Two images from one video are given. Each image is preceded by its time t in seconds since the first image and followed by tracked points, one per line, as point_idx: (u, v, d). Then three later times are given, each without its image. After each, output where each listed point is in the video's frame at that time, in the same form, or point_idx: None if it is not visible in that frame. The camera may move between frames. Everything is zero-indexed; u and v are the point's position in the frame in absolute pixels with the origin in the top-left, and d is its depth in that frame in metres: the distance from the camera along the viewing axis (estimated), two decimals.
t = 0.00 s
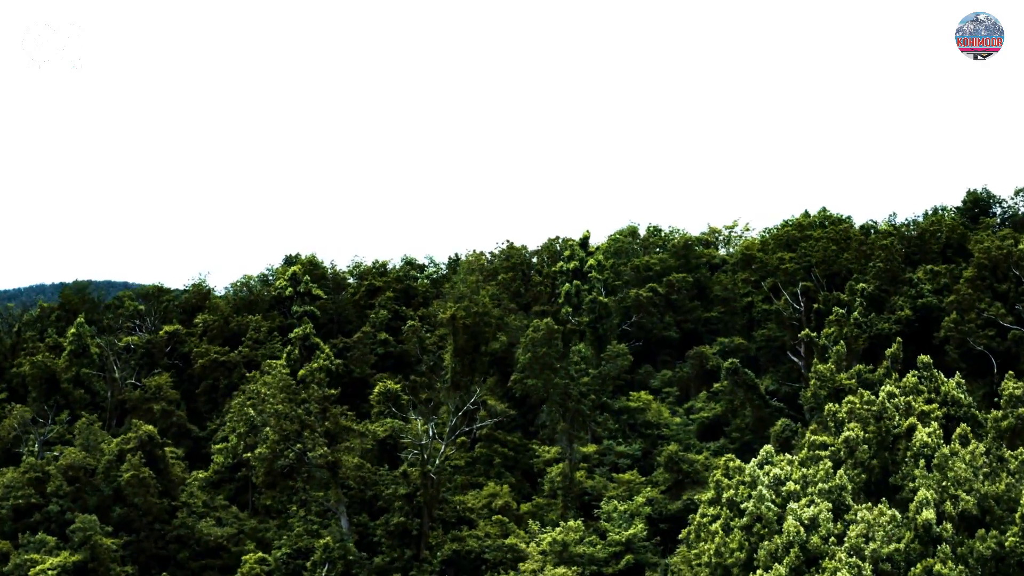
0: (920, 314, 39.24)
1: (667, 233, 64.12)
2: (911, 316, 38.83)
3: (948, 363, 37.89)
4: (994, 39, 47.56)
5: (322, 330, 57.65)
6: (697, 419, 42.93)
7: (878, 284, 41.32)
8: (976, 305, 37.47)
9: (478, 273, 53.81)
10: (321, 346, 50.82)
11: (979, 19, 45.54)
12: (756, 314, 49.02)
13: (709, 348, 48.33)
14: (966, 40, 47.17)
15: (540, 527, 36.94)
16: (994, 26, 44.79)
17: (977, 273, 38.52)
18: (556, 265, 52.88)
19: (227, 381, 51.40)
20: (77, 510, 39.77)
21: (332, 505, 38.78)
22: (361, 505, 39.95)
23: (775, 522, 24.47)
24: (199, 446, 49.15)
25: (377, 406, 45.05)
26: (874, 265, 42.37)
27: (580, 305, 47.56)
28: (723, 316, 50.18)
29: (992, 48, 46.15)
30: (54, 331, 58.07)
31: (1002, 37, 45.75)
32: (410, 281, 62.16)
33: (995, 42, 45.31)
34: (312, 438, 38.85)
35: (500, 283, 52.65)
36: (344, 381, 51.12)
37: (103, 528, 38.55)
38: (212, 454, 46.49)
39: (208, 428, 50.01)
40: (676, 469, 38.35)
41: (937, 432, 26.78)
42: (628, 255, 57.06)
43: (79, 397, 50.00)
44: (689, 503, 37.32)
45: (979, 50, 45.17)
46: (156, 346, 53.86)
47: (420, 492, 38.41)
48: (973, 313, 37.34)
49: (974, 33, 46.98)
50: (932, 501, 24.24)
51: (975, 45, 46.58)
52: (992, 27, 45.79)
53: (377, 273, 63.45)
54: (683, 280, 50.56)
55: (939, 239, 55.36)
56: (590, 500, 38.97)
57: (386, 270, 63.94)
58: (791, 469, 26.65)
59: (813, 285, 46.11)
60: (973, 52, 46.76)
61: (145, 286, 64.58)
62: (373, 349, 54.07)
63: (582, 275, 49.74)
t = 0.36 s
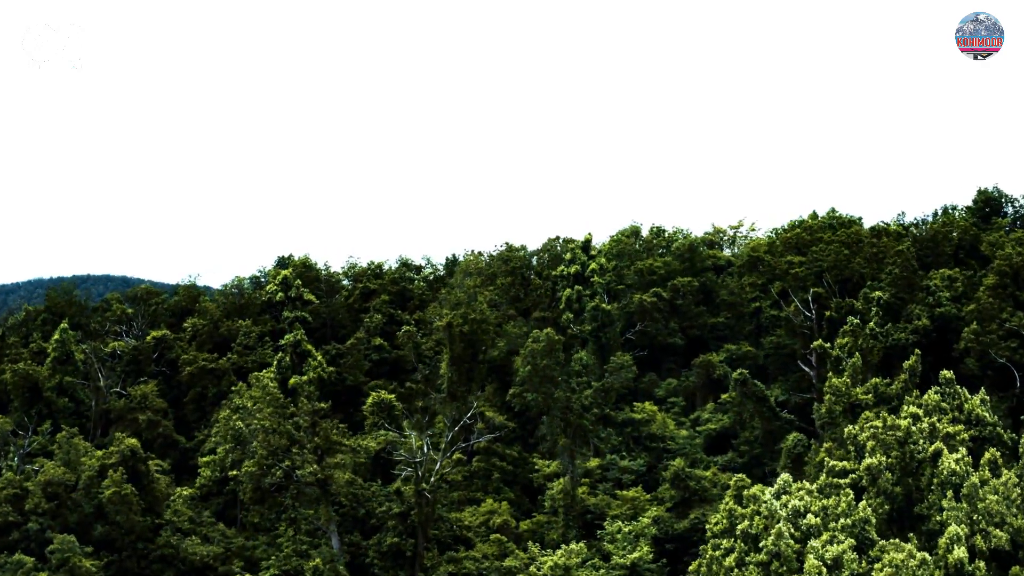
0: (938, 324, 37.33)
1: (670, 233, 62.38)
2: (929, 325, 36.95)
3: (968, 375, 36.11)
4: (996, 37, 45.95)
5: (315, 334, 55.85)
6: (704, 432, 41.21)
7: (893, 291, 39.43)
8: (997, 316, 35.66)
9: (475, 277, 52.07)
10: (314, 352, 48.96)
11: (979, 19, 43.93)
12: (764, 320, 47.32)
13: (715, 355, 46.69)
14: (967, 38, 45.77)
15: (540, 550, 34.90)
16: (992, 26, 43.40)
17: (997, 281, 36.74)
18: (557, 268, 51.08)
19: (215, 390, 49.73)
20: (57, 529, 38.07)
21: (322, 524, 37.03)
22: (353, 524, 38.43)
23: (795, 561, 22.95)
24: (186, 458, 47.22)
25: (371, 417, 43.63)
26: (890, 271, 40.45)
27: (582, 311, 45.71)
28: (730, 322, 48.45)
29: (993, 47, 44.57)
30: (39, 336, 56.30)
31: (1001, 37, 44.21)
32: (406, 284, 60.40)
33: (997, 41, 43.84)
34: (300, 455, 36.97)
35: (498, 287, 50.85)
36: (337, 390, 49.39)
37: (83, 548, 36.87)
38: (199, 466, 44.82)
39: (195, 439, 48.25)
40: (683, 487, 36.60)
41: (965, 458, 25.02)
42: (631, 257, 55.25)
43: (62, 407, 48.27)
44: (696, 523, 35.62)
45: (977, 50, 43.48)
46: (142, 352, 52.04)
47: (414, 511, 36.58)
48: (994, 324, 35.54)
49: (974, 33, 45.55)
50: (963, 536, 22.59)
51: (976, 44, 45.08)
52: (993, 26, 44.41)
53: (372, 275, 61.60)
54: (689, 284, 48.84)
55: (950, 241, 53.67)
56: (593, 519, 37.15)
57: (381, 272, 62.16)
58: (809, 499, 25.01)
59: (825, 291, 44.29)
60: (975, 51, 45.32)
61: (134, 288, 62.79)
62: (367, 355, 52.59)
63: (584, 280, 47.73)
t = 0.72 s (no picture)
0: (960, 337, 35.24)
1: (674, 235, 60.40)
2: (952, 338, 34.91)
3: (994, 391, 34.07)
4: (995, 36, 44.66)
5: (307, 342, 53.91)
6: (712, 448, 39.16)
7: (913, 302, 37.29)
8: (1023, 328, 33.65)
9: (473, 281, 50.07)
10: (304, 361, 47.03)
11: (980, 19, 42.34)
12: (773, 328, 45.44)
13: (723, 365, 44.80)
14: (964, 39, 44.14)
15: None
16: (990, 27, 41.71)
17: None
18: (557, 274, 49.11)
19: (202, 400, 47.68)
20: (32, 552, 36.27)
21: (311, 548, 35.01)
22: (344, 547, 36.63)
23: None
24: (171, 472, 45.50)
25: (363, 432, 41.84)
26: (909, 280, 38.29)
27: (585, 320, 43.69)
28: (738, 330, 46.53)
29: (993, 48, 42.82)
30: (21, 342, 54.43)
31: (1002, 37, 42.32)
32: (401, 287, 58.38)
33: (997, 41, 42.05)
34: (286, 476, 34.53)
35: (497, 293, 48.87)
36: (328, 401, 47.43)
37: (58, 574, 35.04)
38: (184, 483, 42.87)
39: (181, 452, 46.37)
40: (691, 509, 34.73)
41: (1002, 494, 23.19)
42: (635, 261, 53.24)
43: (42, 418, 46.42)
44: (704, 547, 33.78)
45: (980, 51, 41.41)
46: (127, 359, 50.06)
47: (408, 536, 34.82)
48: (1021, 337, 33.54)
49: (975, 33, 43.78)
50: None
51: (976, 44, 43.42)
52: (992, 27, 42.62)
53: (367, 278, 59.54)
54: (695, 290, 46.80)
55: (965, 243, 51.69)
56: (596, 543, 35.19)
57: (376, 275, 60.12)
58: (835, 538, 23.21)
59: (840, 299, 42.24)
60: (973, 53, 43.71)
61: (121, 291, 60.82)
62: (360, 362, 50.88)
63: (586, 286, 45.38)
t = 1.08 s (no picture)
0: (982, 351, 33.41)
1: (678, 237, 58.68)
2: (973, 352, 33.09)
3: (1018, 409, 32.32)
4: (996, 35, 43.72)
5: (298, 349, 52.11)
6: (721, 465, 37.43)
7: (932, 313, 35.46)
8: None
9: (471, 287, 48.36)
10: (295, 370, 45.38)
11: (980, 19, 42.63)
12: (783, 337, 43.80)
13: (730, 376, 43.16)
14: (957, 41, 43.58)
15: None
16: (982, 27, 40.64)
17: None
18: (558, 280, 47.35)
19: (189, 412, 45.88)
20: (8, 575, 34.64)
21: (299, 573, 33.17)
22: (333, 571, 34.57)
23: None
24: (156, 487, 43.79)
25: (356, 447, 40.19)
26: (927, 290, 36.47)
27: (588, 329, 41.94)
28: (746, 338, 44.89)
29: (987, 47, 42.30)
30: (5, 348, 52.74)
31: (992, 39, 42.11)
32: (396, 290, 56.63)
33: (989, 42, 42.30)
34: (272, 499, 32.87)
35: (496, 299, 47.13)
36: (320, 411, 45.74)
37: None
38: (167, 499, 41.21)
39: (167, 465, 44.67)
40: (699, 532, 33.12)
41: None
42: (638, 266, 51.51)
43: (24, 430, 44.76)
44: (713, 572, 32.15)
45: (978, 50, 42.21)
46: (113, 368, 48.38)
47: (401, 562, 33.22)
48: None
49: (966, 34, 43.26)
50: None
51: (970, 46, 42.77)
52: (991, 28, 42.08)
53: (361, 281, 57.72)
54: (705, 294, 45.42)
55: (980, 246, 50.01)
56: (600, 566, 32.93)
57: (371, 278, 58.36)
58: None
59: (853, 307, 40.44)
60: (968, 54, 42.84)
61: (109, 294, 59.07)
62: (354, 370, 49.33)
63: (589, 293, 43.38)
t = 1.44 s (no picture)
0: (1010, 369, 31.17)
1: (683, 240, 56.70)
2: (1000, 370, 30.84)
3: None
4: (1000, 37, 42.23)
5: (289, 358, 50.18)
6: (732, 485, 35.46)
7: (956, 327, 33.07)
8: None
9: (469, 294, 46.38)
10: (284, 383, 43.40)
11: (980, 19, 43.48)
12: (795, 348, 41.83)
13: (739, 389, 41.22)
14: (962, 40, 42.19)
15: None
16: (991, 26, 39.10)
17: None
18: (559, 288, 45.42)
19: (174, 425, 44.13)
20: None
21: None
22: None
23: None
24: (139, 505, 41.99)
25: (347, 465, 38.15)
26: (951, 301, 34.05)
27: (590, 340, 40.04)
28: (756, 349, 42.90)
29: (992, 47, 40.98)
30: None
31: (1000, 38, 40.71)
32: (391, 295, 54.64)
33: (996, 41, 40.95)
34: (255, 527, 30.96)
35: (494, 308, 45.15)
36: (311, 425, 43.75)
37: None
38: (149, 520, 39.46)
39: (150, 482, 42.84)
40: (710, 561, 31.24)
41: None
42: (642, 271, 49.52)
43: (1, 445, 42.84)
44: None
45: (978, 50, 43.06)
46: (95, 379, 46.41)
47: None
48: None
49: (970, 34, 42.04)
50: None
51: (974, 45, 41.53)
52: (995, 27, 40.80)
53: (353, 285, 55.73)
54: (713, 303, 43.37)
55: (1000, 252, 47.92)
56: None
57: (365, 282, 56.37)
58: None
59: (871, 319, 38.30)
60: (972, 53, 41.54)
61: (94, 299, 57.02)
62: (347, 381, 47.39)
63: (590, 302, 41.48)
